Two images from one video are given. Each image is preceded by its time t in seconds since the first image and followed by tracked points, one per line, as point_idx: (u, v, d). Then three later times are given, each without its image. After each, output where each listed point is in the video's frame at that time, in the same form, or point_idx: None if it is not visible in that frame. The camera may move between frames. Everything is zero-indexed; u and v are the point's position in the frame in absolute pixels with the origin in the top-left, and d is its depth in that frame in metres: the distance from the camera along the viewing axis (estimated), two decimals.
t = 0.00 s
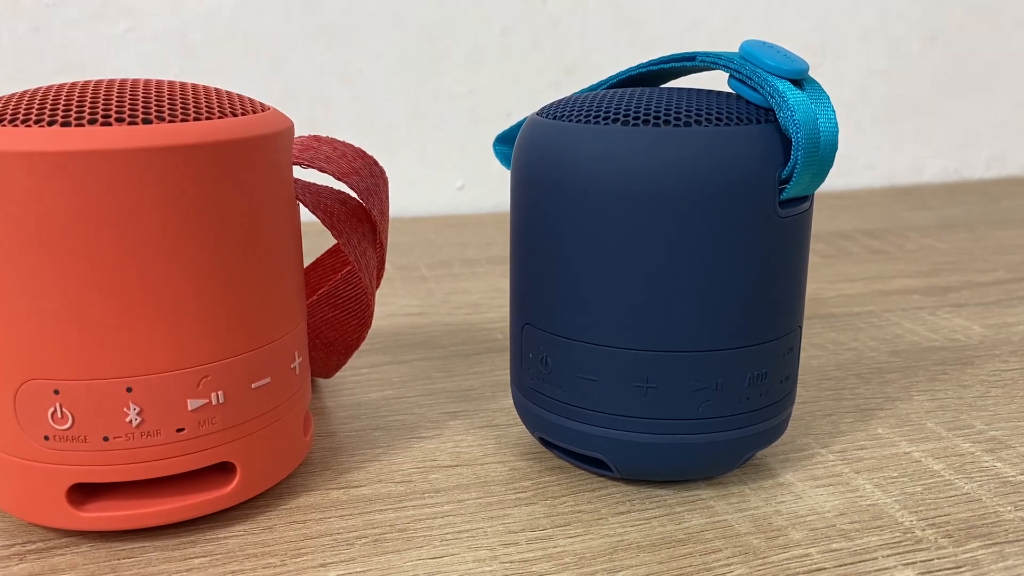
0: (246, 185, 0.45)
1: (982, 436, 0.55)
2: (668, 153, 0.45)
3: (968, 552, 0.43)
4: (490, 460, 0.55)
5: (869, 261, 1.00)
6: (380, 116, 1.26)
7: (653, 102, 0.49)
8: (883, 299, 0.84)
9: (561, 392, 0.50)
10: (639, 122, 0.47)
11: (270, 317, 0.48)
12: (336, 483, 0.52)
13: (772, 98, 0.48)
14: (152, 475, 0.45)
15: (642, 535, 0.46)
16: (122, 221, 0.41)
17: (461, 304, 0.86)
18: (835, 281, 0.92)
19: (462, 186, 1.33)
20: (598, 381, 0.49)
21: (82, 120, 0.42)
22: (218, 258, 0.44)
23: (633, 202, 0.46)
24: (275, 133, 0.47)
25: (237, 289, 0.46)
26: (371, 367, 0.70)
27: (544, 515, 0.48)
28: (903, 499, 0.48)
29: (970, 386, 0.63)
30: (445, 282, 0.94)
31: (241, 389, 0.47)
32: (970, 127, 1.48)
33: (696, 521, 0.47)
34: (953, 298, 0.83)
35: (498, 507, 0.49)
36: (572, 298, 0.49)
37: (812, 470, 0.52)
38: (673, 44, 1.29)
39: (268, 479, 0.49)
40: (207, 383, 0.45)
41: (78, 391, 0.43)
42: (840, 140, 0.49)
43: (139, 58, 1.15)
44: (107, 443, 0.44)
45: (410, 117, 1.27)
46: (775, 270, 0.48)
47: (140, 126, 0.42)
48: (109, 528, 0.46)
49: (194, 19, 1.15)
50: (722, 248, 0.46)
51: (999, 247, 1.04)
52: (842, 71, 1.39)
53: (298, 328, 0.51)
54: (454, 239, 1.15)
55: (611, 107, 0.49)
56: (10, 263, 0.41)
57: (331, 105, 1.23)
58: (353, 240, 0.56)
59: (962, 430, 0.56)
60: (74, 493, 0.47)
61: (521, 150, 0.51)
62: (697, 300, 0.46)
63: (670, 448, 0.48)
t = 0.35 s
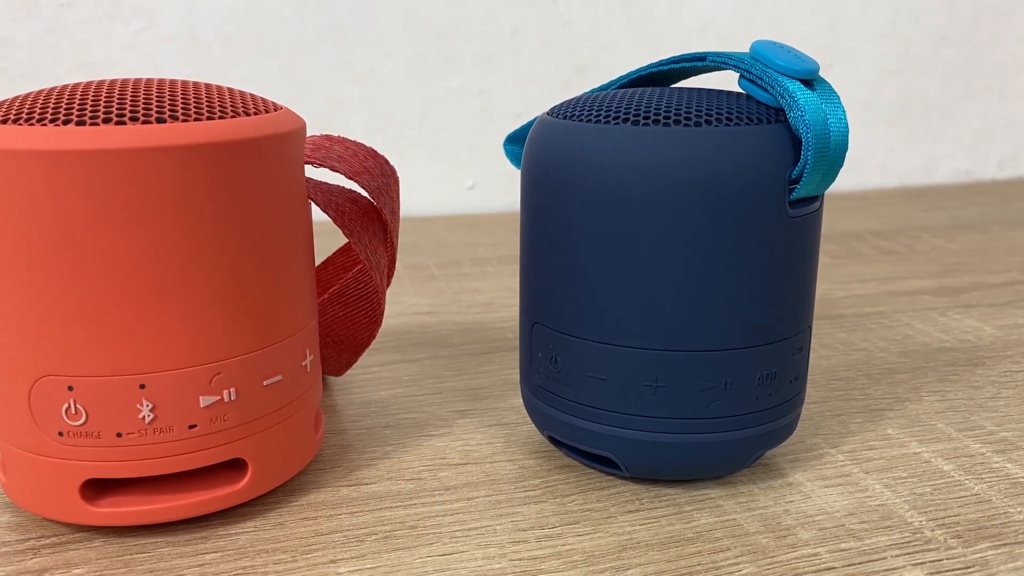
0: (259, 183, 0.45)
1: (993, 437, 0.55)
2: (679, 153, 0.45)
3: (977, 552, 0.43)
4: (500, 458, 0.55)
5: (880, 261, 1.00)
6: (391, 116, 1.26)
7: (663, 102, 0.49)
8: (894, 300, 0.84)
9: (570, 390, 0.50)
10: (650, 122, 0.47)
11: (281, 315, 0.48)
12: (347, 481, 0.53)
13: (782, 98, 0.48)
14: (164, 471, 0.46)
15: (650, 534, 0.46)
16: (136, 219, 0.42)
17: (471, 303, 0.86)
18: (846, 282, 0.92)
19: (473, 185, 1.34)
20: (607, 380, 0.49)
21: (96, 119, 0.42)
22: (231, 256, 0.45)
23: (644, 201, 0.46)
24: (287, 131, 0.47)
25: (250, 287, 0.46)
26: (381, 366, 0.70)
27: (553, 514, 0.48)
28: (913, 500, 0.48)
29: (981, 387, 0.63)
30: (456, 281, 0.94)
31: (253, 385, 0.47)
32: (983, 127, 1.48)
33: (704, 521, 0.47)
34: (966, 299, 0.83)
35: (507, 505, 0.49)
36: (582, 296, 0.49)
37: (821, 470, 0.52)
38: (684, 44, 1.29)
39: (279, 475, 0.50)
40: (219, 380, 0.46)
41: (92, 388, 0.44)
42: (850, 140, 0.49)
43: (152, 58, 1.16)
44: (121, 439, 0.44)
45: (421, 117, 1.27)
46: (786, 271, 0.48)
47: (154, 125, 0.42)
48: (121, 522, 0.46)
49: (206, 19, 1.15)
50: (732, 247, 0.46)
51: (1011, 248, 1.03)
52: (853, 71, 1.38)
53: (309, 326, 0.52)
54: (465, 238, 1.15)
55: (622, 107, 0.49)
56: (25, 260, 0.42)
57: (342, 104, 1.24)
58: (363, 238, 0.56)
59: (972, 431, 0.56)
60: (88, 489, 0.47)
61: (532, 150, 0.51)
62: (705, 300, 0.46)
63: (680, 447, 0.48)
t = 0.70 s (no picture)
0: (271, 182, 0.46)
1: (1004, 438, 0.55)
2: (690, 153, 0.45)
3: (987, 553, 0.43)
4: (509, 456, 0.56)
5: (893, 262, 0.99)
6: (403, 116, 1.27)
7: (674, 102, 0.49)
8: (906, 300, 0.84)
9: (580, 389, 0.51)
10: (660, 122, 0.47)
11: (293, 312, 0.49)
12: (358, 478, 0.53)
13: (793, 99, 0.48)
14: (177, 466, 0.46)
15: (659, 533, 0.46)
16: (151, 218, 0.42)
17: (482, 302, 0.87)
18: (858, 282, 0.92)
19: (484, 185, 1.34)
20: (617, 379, 0.49)
21: (112, 118, 0.43)
22: (244, 254, 0.45)
23: (654, 200, 0.46)
24: (300, 130, 0.48)
25: (263, 285, 0.46)
26: (392, 364, 0.71)
27: (562, 512, 0.49)
28: (923, 500, 0.48)
29: (993, 388, 0.62)
30: (467, 280, 0.95)
31: (265, 382, 0.48)
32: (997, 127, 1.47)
33: (713, 520, 0.47)
34: (978, 300, 0.83)
35: (516, 503, 0.50)
36: (592, 295, 0.49)
37: (830, 470, 0.52)
38: (696, 44, 1.29)
39: (290, 472, 0.50)
40: (231, 377, 0.46)
41: (106, 384, 0.44)
42: (861, 140, 0.49)
43: (166, 57, 1.16)
44: (135, 435, 0.45)
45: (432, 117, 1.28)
46: (796, 271, 0.48)
47: (169, 124, 0.42)
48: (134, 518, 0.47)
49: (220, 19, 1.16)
50: (742, 246, 0.46)
51: None
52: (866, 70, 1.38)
53: (321, 324, 0.52)
54: (476, 237, 1.15)
55: (632, 107, 0.49)
56: (41, 257, 0.42)
57: (354, 104, 1.24)
58: (374, 237, 0.56)
59: (983, 431, 0.56)
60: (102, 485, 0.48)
61: (542, 150, 0.51)
62: (715, 299, 0.47)
63: (689, 446, 0.49)
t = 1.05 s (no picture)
0: (283, 181, 0.46)
1: (1015, 440, 0.55)
2: (700, 153, 0.45)
3: (997, 554, 0.43)
4: (519, 455, 0.56)
5: (905, 263, 0.99)
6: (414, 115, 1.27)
7: (684, 102, 0.49)
8: (918, 301, 0.83)
9: (590, 388, 0.51)
10: (670, 122, 0.47)
11: (305, 310, 0.49)
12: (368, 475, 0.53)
13: (803, 99, 0.48)
14: (190, 463, 0.47)
15: (668, 532, 0.46)
16: (165, 216, 0.43)
17: (493, 302, 0.87)
18: (870, 283, 0.91)
19: (495, 185, 1.34)
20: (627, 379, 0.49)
21: (126, 118, 0.43)
22: (255, 253, 0.46)
23: (664, 199, 0.46)
24: (311, 129, 0.48)
25: (275, 283, 0.47)
26: (403, 363, 0.71)
27: (571, 511, 0.49)
28: (933, 501, 0.48)
29: (1004, 389, 0.62)
30: (478, 279, 0.95)
31: (276, 380, 0.48)
32: (1010, 128, 1.46)
33: (723, 519, 0.47)
34: (990, 301, 0.82)
35: (526, 501, 0.50)
36: (602, 294, 0.49)
37: (840, 470, 0.52)
38: (707, 44, 1.29)
39: (302, 468, 0.51)
40: (243, 374, 0.47)
41: (120, 381, 0.45)
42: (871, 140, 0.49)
43: (179, 58, 1.17)
44: (148, 431, 0.45)
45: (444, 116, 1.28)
46: (806, 271, 0.48)
47: (183, 124, 0.43)
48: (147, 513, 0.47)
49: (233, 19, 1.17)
50: (751, 246, 0.46)
51: None
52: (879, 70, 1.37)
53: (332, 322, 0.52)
54: (486, 237, 1.16)
55: (642, 107, 0.50)
56: (57, 255, 0.43)
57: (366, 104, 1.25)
58: (385, 236, 0.57)
59: (994, 433, 0.56)
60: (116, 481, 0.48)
61: (553, 150, 0.52)
62: (725, 298, 0.47)
63: (698, 446, 0.49)
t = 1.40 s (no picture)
0: (297, 180, 0.46)
1: None
2: (711, 153, 0.46)
3: (1008, 555, 0.43)
4: (528, 453, 0.56)
5: (917, 263, 0.99)
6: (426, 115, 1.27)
7: (695, 102, 0.49)
8: (930, 302, 0.83)
9: (600, 387, 0.51)
10: (681, 122, 0.47)
11: (317, 309, 0.49)
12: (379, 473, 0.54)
13: (814, 99, 0.48)
14: (203, 459, 0.47)
15: (678, 531, 0.46)
16: (180, 215, 0.43)
17: (503, 301, 0.87)
18: (882, 283, 0.91)
19: (506, 185, 1.35)
20: (638, 378, 0.49)
21: (141, 118, 0.44)
22: (268, 251, 0.46)
23: (675, 199, 0.46)
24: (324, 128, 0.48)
25: (288, 281, 0.47)
26: (414, 361, 0.71)
27: (581, 509, 0.49)
28: (944, 502, 0.48)
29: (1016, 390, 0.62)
30: (489, 279, 0.95)
31: (288, 378, 0.48)
32: None
33: (732, 518, 0.47)
34: (1002, 303, 0.82)
35: (535, 499, 0.50)
36: (613, 293, 0.49)
37: (851, 470, 0.52)
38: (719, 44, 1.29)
39: (314, 466, 0.51)
40: (256, 372, 0.47)
41: (135, 378, 0.45)
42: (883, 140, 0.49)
43: (193, 58, 1.18)
44: (162, 427, 0.46)
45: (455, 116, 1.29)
46: (816, 272, 0.48)
47: (198, 123, 0.43)
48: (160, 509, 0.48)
49: (246, 20, 1.18)
50: (762, 247, 0.46)
51: None
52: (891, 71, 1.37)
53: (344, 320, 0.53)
54: (497, 236, 1.16)
55: (653, 107, 0.50)
56: (73, 253, 0.43)
57: (377, 104, 1.25)
58: (397, 235, 0.57)
59: (1006, 434, 0.56)
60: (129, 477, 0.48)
61: (564, 150, 0.52)
62: (736, 298, 0.47)
63: (708, 445, 0.49)
